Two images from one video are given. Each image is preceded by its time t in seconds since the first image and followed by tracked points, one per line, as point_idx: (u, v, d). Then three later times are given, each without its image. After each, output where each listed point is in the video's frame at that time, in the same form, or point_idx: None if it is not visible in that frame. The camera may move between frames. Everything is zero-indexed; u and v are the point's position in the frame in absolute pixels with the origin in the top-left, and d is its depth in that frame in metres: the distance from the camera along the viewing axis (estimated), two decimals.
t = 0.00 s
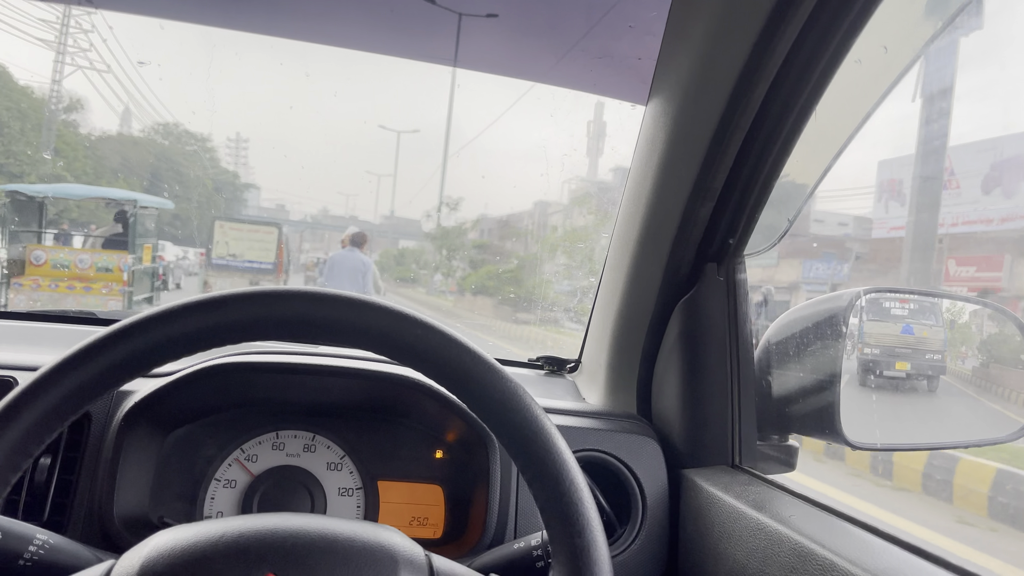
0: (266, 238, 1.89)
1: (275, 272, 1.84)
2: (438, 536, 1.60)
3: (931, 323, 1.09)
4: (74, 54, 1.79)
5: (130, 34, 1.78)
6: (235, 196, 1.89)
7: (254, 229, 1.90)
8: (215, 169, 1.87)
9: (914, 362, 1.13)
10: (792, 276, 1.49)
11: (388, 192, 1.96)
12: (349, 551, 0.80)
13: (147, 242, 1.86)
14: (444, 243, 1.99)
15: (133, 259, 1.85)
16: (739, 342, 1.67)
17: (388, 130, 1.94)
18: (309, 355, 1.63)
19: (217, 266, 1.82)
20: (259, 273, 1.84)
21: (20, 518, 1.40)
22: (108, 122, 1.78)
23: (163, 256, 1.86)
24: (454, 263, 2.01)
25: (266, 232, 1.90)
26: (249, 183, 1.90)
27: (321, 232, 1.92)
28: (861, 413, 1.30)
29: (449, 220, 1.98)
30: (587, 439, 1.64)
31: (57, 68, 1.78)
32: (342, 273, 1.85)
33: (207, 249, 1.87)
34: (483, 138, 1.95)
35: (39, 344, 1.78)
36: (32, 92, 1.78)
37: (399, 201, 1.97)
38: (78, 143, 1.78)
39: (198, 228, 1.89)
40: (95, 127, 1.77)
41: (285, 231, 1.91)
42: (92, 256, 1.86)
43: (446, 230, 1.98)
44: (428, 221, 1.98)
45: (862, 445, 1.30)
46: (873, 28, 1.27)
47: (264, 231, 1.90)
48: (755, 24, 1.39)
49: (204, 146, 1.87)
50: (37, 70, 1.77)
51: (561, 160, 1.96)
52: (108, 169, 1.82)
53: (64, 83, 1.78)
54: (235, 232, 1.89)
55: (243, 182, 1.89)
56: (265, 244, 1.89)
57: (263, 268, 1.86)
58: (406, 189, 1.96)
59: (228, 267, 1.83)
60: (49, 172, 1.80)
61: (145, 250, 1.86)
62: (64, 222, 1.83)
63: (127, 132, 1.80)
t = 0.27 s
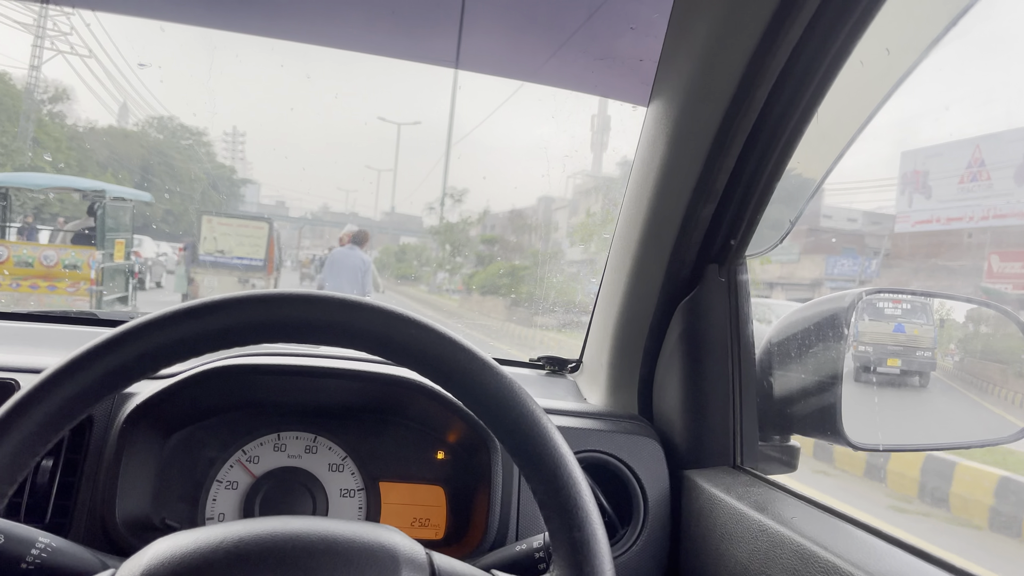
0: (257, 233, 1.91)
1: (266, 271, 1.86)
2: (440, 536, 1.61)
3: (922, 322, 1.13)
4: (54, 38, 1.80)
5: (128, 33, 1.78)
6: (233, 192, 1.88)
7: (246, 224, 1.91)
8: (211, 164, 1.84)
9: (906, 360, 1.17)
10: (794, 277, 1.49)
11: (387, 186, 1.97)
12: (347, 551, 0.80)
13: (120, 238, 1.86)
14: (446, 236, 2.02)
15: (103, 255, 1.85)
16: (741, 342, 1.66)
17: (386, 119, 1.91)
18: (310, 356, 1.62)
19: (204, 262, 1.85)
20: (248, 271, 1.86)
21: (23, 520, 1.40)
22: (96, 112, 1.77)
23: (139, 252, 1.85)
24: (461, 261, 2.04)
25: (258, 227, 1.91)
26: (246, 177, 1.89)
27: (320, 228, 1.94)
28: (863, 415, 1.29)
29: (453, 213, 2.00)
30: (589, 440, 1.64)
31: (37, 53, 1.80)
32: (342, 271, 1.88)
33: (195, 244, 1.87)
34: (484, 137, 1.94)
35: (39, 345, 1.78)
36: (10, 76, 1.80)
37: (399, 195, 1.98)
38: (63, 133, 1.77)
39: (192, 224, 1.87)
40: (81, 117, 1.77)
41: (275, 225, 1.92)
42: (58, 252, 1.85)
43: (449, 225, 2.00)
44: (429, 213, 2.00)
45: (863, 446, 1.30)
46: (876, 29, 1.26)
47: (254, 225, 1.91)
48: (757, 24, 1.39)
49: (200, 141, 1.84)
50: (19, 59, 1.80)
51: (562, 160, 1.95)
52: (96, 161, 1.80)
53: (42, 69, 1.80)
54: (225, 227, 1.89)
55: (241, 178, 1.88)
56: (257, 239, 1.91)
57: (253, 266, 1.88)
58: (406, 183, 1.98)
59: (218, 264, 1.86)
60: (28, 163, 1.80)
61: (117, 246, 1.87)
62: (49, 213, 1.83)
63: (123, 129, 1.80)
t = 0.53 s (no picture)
0: (247, 227, 1.89)
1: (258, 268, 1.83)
2: (445, 531, 1.61)
3: (915, 318, 1.16)
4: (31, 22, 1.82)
5: (132, 28, 1.78)
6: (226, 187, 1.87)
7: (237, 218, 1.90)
8: (210, 157, 1.84)
9: (901, 354, 1.20)
10: (797, 271, 1.49)
11: (389, 183, 1.95)
12: (354, 544, 0.80)
13: (89, 232, 1.87)
14: (451, 228, 1.98)
15: (70, 250, 1.88)
16: (745, 338, 1.66)
17: (386, 111, 1.90)
18: (314, 351, 1.62)
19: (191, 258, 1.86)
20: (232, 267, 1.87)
21: (26, 516, 1.39)
22: (83, 103, 1.77)
23: (113, 248, 1.85)
24: (468, 257, 1.98)
25: (249, 222, 1.89)
26: (248, 175, 1.88)
27: (320, 223, 1.93)
28: (869, 408, 1.29)
29: (458, 205, 1.99)
30: (593, 435, 1.64)
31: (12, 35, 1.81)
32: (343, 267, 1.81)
33: (175, 237, 1.86)
34: (486, 132, 1.93)
35: (40, 341, 1.77)
36: None
37: (400, 191, 1.96)
38: (47, 122, 1.75)
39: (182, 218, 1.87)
40: (66, 107, 1.76)
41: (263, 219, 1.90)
42: (23, 248, 1.87)
43: (456, 222, 1.98)
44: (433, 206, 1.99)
45: (867, 440, 1.30)
46: (882, 22, 1.26)
47: (244, 219, 1.90)
48: (762, 17, 1.38)
49: (197, 134, 1.84)
50: None
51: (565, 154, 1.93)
52: (82, 152, 1.78)
53: (18, 52, 1.80)
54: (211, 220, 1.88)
55: (244, 174, 1.88)
56: (247, 234, 1.88)
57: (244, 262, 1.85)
58: (406, 178, 1.96)
59: (204, 260, 1.87)
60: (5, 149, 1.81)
61: (87, 240, 1.88)
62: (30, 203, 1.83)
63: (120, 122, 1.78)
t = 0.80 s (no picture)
0: (234, 221, 1.89)
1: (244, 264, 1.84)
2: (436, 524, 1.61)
3: (898, 311, 1.18)
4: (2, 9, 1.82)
5: (121, 22, 1.77)
6: (225, 181, 1.88)
7: (226, 213, 1.90)
8: (203, 152, 1.85)
9: (885, 346, 1.21)
10: (785, 262, 1.49)
11: (391, 179, 1.95)
12: (339, 533, 0.78)
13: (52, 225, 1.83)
14: (456, 220, 1.97)
15: (29, 244, 1.82)
16: (738, 330, 1.65)
17: (389, 101, 1.89)
18: (303, 344, 1.62)
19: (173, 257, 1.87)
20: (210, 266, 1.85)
21: (16, 509, 1.39)
22: (74, 95, 1.76)
23: (81, 241, 1.83)
24: (477, 252, 1.99)
25: (237, 216, 1.90)
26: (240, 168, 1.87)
27: (322, 220, 1.92)
28: (856, 398, 1.29)
29: (465, 194, 1.97)
30: (583, 428, 1.64)
31: None
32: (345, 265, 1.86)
33: (141, 232, 1.85)
34: (477, 125, 1.93)
35: (32, 335, 1.77)
36: None
37: (402, 187, 1.96)
38: (28, 111, 1.77)
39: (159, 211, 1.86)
40: (50, 95, 1.77)
41: (249, 214, 1.90)
42: None
43: (467, 220, 1.97)
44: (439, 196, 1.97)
45: (854, 431, 1.30)
46: (867, 12, 1.26)
47: (232, 214, 1.90)
48: (748, 9, 1.40)
49: (193, 127, 1.84)
50: None
51: (555, 147, 1.93)
52: (68, 143, 1.79)
53: None
54: (196, 214, 1.89)
55: (238, 169, 1.87)
56: (234, 229, 1.89)
57: (230, 259, 1.84)
58: (406, 173, 1.95)
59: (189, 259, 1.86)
60: None
61: (52, 233, 1.83)
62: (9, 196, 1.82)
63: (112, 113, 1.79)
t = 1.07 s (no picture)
0: (218, 215, 1.90)
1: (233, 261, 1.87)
2: (431, 519, 1.61)
3: (887, 305, 1.19)
4: None
5: (114, 16, 1.76)
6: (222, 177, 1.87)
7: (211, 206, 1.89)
8: (198, 146, 1.84)
9: (872, 337, 1.24)
10: (781, 256, 1.49)
11: (393, 176, 1.92)
12: (334, 534, 0.77)
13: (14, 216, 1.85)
14: (461, 215, 1.95)
15: None
16: (731, 323, 1.65)
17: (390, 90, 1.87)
18: (298, 339, 1.62)
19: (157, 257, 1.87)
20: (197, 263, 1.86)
21: (8, 506, 1.39)
22: (69, 91, 1.78)
23: (42, 233, 1.84)
24: (487, 249, 1.97)
25: (222, 210, 1.90)
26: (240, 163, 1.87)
27: (325, 215, 1.91)
28: (852, 392, 1.29)
29: (471, 183, 1.94)
30: (579, 422, 1.64)
31: None
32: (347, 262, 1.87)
33: (93, 220, 1.83)
34: (471, 119, 1.90)
35: (27, 331, 1.77)
36: None
37: (404, 183, 1.93)
38: (8, 100, 1.79)
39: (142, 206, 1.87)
40: (31, 84, 1.79)
41: (244, 208, 1.90)
42: None
43: (478, 213, 1.94)
44: (444, 185, 1.94)
45: (853, 426, 1.30)
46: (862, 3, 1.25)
47: (217, 207, 1.90)
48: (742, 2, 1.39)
49: (187, 121, 1.84)
50: None
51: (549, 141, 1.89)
52: (50, 134, 1.80)
53: None
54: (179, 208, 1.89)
55: (234, 164, 1.86)
56: (219, 224, 1.90)
57: (217, 254, 1.89)
58: (407, 169, 1.92)
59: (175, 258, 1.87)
60: None
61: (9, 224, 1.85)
62: None
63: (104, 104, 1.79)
